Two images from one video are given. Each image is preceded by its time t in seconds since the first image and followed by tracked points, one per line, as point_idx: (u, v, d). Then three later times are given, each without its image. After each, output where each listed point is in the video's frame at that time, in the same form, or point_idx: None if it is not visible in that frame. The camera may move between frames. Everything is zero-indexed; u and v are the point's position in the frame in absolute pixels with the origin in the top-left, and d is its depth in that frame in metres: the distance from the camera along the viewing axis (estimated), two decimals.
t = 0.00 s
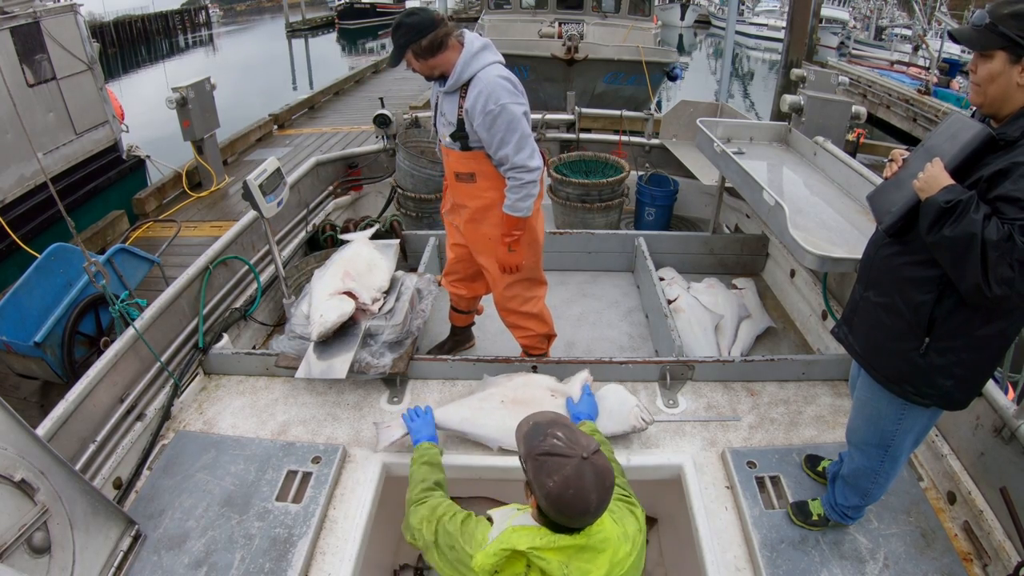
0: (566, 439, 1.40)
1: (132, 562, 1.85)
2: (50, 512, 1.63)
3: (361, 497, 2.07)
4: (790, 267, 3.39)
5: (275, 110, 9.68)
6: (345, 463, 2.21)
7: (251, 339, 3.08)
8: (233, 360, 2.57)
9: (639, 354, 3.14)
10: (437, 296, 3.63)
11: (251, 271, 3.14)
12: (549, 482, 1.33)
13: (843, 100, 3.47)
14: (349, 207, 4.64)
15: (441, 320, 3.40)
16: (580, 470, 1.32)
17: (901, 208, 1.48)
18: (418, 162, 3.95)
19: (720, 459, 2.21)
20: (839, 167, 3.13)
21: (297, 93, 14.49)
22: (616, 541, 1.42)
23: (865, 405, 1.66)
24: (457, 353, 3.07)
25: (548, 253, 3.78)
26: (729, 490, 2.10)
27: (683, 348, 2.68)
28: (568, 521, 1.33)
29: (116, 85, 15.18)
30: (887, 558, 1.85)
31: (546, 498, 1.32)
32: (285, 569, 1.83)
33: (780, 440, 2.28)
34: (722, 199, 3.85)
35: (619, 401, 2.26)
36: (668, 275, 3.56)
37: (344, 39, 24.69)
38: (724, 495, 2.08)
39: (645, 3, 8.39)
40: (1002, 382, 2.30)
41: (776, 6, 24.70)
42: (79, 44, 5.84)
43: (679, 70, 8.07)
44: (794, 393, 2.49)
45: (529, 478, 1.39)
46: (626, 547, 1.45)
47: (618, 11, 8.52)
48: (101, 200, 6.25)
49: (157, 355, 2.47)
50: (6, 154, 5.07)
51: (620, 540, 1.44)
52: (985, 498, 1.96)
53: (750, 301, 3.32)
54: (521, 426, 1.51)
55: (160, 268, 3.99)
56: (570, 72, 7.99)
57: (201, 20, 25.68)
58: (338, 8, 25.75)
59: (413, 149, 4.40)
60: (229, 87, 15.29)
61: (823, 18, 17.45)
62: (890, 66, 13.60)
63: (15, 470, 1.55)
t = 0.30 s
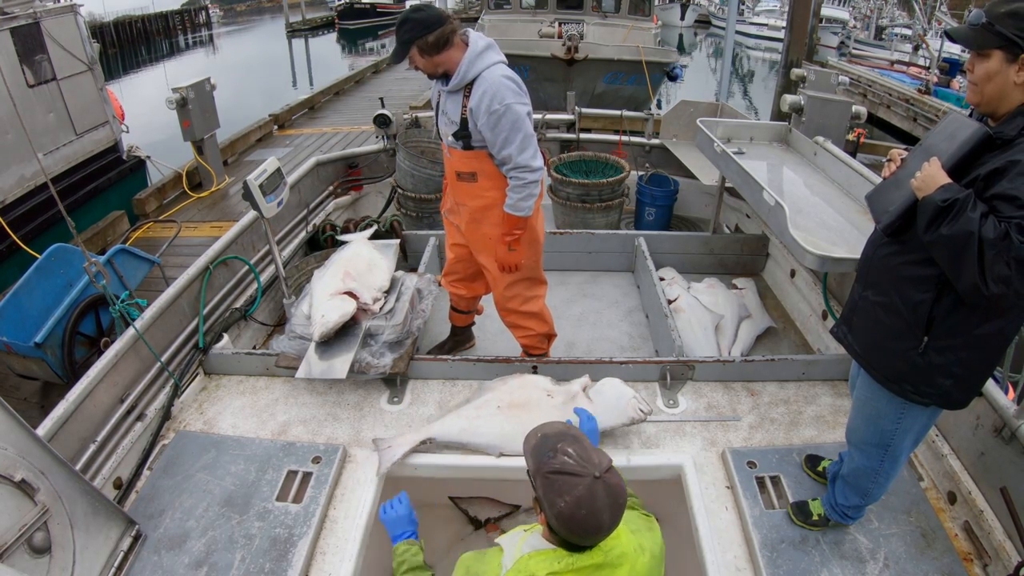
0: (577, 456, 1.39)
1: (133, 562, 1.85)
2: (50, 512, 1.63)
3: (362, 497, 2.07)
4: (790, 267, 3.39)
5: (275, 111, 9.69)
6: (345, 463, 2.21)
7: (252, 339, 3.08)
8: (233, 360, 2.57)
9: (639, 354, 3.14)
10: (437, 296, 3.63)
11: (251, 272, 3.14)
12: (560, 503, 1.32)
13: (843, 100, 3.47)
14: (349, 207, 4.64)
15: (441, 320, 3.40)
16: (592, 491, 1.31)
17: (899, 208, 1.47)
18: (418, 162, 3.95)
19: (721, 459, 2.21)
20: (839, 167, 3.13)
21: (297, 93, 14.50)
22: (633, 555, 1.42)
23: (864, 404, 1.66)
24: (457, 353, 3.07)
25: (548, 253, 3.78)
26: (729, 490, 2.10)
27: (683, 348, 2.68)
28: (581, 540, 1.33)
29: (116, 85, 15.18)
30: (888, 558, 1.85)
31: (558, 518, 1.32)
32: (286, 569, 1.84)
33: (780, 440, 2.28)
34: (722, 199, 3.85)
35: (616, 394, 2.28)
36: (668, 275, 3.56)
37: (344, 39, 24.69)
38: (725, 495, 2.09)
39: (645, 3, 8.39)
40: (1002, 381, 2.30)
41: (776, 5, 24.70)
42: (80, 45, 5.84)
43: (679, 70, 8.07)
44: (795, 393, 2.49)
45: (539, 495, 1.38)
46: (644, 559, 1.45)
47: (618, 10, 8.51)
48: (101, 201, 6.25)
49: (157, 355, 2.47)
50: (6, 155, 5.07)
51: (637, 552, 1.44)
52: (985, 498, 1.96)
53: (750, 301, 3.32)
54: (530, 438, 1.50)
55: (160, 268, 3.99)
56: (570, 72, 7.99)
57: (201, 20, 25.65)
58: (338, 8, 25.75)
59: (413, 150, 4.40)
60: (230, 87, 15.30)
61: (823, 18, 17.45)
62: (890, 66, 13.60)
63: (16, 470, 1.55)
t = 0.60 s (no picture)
0: (591, 472, 1.38)
1: (133, 563, 1.85)
2: (50, 512, 1.63)
3: (362, 497, 2.07)
4: (790, 267, 3.39)
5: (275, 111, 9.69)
6: (345, 463, 2.21)
7: (252, 339, 3.07)
8: (233, 360, 2.57)
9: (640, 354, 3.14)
10: (437, 296, 3.63)
11: (251, 272, 3.14)
12: (576, 520, 1.31)
13: (842, 100, 3.48)
14: (349, 207, 4.64)
15: (441, 320, 3.41)
16: (608, 508, 1.30)
17: (898, 207, 1.47)
18: (418, 162, 3.95)
19: (721, 459, 2.21)
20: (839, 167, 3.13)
21: (297, 94, 14.53)
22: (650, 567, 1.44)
23: (864, 403, 1.66)
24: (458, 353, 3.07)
25: (548, 253, 3.78)
26: (730, 490, 2.10)
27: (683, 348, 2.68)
28: (597, 557, 1.32)
29: (116, 85, 15.18)
30: (888, 558, 1.84)
31: (574, 536, 1.31)
32: (286, 570, 1.84)
33: (780, 440, 2.28)
34: (722, 199, 3.84)
35: (617, 394, 2.29)
36: (668, 275, 3.56)
37: (344, 39, 24.69)
38: (725, 495, 2.09)
39: (646, 3, 8.38)
40: (1002, 381, 2.30)
41: (776, 5, 24.70)
42: (80, 45, 5.84)
43: (679, 70, 8.07)
44: (795, 393, 2.49)
45: (552, 512, 1.37)
46: (661, 567, 1.47)
47: (618, 11, 8.50)
48: (102, 201, 6.25)
49: (157, 355, 2.48)
50: (6, 155, 5.07)
51: (654, 561, 1.46)
52: (986, 498, 1.96)
53: (750, 300, 3.32)
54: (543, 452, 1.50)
55: (160, 269, 3.99)
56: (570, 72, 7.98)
57: (201, 20, 25.61)
58: (338, 9, 25.74)
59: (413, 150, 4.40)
60: (230, 87, 15.29)
61: (823, 18, 17.45)
62: (890, 66, 13.59)
63: (16, 470, 1.55)
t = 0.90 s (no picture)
0: (540, 451, 1.52)
1: (132, 562, 1.85)
2: (50, 512, 1.63)
3: (362, 497, 2.07)
4: (790, 267, 3.39)
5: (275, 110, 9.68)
6: (345, 463, 2.21)
7: (252, 338, 3.07)
8: (233, 360, 2.57)
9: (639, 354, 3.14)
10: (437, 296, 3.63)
11: (251, 272, 3.15)
12: (543, 498, 1.51)
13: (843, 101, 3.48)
14: (349, 207, 4.64)
15: (441, 320, 3.41)
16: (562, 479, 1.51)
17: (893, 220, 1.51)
18: (418, 161, 3.95)
19: (721, 459, 2.21)
20: (838, 167, 3.13)
21: (297, 94, 14.52)
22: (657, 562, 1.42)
23: (869, 405, 1.66)
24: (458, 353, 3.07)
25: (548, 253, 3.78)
26: (729, 490, 2.10)
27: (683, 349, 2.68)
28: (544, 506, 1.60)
29: (115, 84, 15.16)
30: (887, 558, 1.84)
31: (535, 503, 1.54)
32: (286, 569, 1.84)
33: (780, 440, 2.28)
34: (722, 200, 3.85)
35: (617, 394, 2.30)
36: (668, 275, 3.56)
37: (344, 39, 24.69)
38: (725, 495, 2.09)
39: (646, 3, 8.38)
40: (1002, 382, 2.30)
41: (776, 5, 24.68)
42: (80, 44, 5.84)
43: (680, 70, 8.08)
44: (794, 393, 2.49)
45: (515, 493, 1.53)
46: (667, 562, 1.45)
47: (619, 11, 8.50)
48: (101, 200, 6.25)
49: (158, 356, 2.48)
50: (6, 154, 5.06)
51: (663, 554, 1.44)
52: (985, 498, 1.96)
53: (750, 301, 3.32)
54: (502, 442, 1.55)
55: (160, 268, 3.99)
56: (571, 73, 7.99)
57: (201, 20, 25.59)
58: (338, 8, 25.71)
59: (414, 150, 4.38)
60: (230, 87, 15.27)
61: (823, 18, 17.44)
62: (890, 66, 13.57)
63: (16, 470, 1.55)
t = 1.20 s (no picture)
0: (563, 448, 1.49)
1: (132, 563, 1.85)
2: (49, 512, 1.63)
3: (361, 497, 2.07)
4: (790, 267, 3.39)
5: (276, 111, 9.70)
6: (345, 463, 2.21)
7: (252, 339, 3.07)
8: (233, 360, 2.57)
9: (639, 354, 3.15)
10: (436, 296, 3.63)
11: (251, 272, 3.15)
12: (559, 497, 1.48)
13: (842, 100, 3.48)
14: (349, 207, 4.65)
15: (441, 320, 3.41)
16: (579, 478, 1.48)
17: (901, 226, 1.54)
18: (418, 162, 3.95)
19: (721, 459, 2.21)
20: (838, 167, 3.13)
21: (298, 94, 14.53)
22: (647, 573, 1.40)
23: (869, 406, 1.66)
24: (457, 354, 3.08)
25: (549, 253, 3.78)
26: (729, 490, 2.10)
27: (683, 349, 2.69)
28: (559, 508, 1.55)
29: (116, 85, 15.17)
30: (887, 558, 1.85)
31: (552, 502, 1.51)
32: (285, 569, 1.84)
33: (779, 440, 2.28)
34: (722, 200, 3.85)
35: (616, 394, 2.31)
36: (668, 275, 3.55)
37: (344, 39, 24.70)
38: (724, 495, 2.09)
39: (646, 3, 8.38)
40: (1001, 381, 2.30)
41: (776, 5, 24.65)
42: (80, 45, 5.85)
43: (680, 70, 8.09)
44: (794, 393, 2.49)
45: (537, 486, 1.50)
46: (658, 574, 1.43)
47: (619, 11, 8.50)
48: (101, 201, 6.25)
49: (157, 356, 2.48)
50: (6, 155, 5.06)
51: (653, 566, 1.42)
52: (985, 498, 1.96)
53: (750, 301, 3.32)
54: (529, 432, 1.54)
55: (160, 269, 3.99)
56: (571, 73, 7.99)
57: (201, 20, 25.59)
58: (338, 8, 25.71)
59: (413, 150, 4.37)
60: (230, 87, 15.28)
61: (823, 18, 17.43)
62: (890, 66, 13.56)
63: (15, 470, 1.55)
